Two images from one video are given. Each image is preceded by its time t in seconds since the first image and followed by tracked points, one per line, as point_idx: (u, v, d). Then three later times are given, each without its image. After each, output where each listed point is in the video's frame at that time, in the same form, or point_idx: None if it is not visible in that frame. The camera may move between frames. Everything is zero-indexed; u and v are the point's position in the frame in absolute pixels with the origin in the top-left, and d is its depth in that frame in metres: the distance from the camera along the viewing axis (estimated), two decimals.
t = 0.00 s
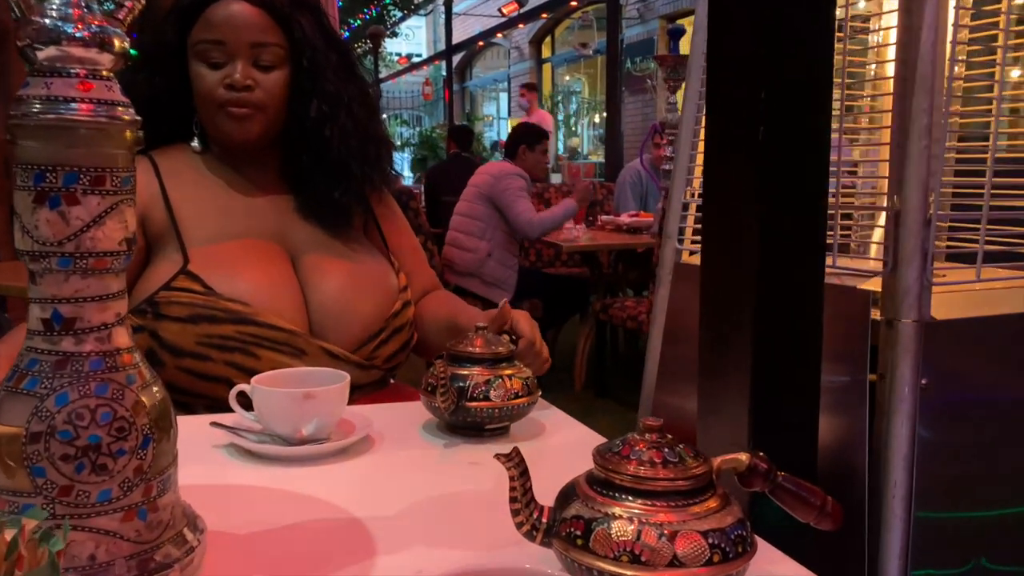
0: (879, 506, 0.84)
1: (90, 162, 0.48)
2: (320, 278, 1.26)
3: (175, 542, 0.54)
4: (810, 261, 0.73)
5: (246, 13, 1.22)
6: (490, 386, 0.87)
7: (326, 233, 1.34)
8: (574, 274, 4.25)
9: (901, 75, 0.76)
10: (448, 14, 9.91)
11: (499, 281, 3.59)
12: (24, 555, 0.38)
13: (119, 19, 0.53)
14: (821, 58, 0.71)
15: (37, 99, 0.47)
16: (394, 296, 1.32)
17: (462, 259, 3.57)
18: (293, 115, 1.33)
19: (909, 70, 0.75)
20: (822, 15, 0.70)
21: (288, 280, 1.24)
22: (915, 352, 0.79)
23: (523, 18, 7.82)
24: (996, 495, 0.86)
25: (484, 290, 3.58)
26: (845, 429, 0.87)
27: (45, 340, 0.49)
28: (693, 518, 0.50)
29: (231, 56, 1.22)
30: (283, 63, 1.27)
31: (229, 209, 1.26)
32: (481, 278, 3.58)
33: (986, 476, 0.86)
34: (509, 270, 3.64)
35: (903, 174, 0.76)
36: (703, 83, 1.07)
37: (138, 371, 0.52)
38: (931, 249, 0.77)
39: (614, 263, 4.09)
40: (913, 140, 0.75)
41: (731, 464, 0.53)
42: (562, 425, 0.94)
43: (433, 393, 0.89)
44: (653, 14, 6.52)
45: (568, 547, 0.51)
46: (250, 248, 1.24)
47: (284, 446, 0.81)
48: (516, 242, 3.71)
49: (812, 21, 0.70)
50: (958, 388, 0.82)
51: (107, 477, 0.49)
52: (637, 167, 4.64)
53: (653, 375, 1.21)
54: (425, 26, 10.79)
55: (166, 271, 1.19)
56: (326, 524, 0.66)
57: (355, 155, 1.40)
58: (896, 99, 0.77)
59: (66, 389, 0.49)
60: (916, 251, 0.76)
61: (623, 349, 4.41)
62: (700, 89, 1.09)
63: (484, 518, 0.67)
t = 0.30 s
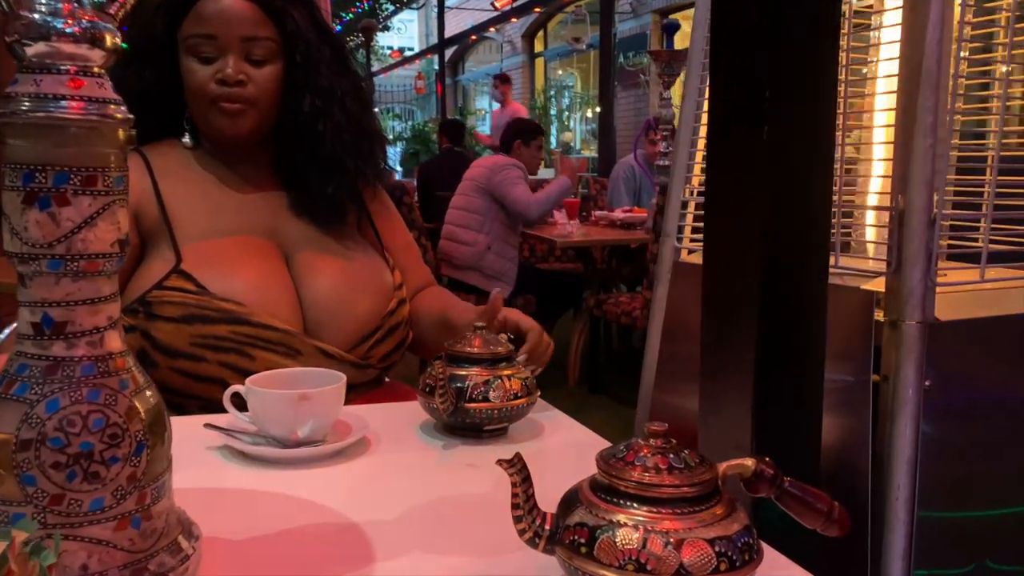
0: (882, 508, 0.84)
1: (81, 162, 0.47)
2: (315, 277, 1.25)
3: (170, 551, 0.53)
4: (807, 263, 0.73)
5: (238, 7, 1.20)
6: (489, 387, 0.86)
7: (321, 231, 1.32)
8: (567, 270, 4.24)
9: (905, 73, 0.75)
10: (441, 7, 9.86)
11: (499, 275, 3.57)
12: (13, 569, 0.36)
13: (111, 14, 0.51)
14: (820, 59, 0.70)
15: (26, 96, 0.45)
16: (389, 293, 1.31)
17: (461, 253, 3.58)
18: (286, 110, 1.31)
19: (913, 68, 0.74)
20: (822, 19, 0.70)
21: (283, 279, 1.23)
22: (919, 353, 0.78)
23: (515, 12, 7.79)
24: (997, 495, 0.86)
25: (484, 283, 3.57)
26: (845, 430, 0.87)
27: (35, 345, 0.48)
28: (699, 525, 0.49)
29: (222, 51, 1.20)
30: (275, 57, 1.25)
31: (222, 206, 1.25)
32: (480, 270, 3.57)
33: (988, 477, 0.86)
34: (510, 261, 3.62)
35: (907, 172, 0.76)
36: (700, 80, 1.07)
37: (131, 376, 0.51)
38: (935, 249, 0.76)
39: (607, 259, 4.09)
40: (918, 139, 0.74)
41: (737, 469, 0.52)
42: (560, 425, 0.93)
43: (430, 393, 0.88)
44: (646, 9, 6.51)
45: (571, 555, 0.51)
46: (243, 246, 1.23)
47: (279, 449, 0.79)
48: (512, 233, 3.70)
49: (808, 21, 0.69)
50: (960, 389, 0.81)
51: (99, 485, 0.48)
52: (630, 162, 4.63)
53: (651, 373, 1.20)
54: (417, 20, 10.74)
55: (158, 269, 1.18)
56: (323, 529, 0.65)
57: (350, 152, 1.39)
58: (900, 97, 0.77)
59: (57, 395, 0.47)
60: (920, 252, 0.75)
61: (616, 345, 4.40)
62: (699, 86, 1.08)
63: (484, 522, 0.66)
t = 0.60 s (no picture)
0: (889, 509, 0.83)
1: (78, 162, 0.45)
2: (314, 276, 1.23)
3: (170, 560, 0.52)
4: (822, 264, 0.72)
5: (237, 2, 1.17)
6: (492, 388, 0.85)
7: (320, 229, 1.31)
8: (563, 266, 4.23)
9: (914, 71, 0.75)
10: (435, 2, 9.82)
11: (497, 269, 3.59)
12: None
13: (108, 10, 0.49)
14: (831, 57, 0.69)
15: (21, 95, 0.44)
16: (389, 293, 1.29)
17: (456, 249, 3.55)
18: (285, 106, 1.29)
19: (923, 66, 0.74)
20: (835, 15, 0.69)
21: (282, 278, 1.22)
22: (928, 356, 0.78)
23: (509, 7, 7.76)
24: (1002, 496, 0.86)
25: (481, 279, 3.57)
26: (850, 432, 0.86)
27: (31, 350, 0.47)
28: (711, 534, 0.48)
29: (220, 46, 1.17)
30: (276, 52, 1.23)
31: (219, 204, 1.23)
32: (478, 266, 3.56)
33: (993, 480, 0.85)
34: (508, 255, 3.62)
35: (917, 172, 0.75)
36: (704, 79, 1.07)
37: (130, 381, 0.49)
38: (943, 250, 0.75)
39: (603, 255, 4.08)
40: (929, 138, 0.73)
41: (749, 476, 0.52)
42: (562, 426, 0.92)
43: (432, 395, 0.87)
44: (641, 4, 6.49)
45: (581, 563, 0.50)
46: (242, 245, 1.21)
47: (279, 452, 0.78)
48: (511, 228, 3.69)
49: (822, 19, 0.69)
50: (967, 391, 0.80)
51: (98, 494, 0.47)
52: (626, 158, 4.62)
53: (653, 372, 1.20)
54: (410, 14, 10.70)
55: (157, 268, 1.16)
56: (324, 535, 0.63)
57: (349, 149, 1.38)
58: (909, 95, 0.76)
59: (54, 402, 0.46)
60: (930, 253, 0.75)
61: (612, 341, 4.40)
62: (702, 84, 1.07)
63: (488, 527, 0.65)
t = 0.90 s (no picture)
0: (894, 513, 0.83)
1: (77, 165, 0.44)
2: (313, 278, 1.22)
3: (171, 570, 0.51)
4: (832, 268, 0.71)
5: None
6: (494, 392, 0.84)
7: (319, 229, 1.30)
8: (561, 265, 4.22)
9: (923, 72, 0.74)
10: None
11: (495, 268, 3.60)
12: None
13: (108, 9, 0.48)
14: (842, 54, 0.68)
15: (19, 96, 0.43)
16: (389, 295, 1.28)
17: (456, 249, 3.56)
18: (288, 106, 1.29)
19: (932, 67, 0.73)
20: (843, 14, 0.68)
21: (281, 280, 1.21)
22: (936, 360, 0.77)
23: (506, 5, 7.74)
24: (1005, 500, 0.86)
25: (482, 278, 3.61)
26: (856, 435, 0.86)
27: (29, 357, 0.46)
28: (721, 543, 0.47)
29: (222, 45, 1.17)
30: (278, 51, 1.22)
31: (219, 205, 1.22)
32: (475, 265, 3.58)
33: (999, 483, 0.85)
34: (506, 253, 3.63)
35: (925, 174, 0.74)
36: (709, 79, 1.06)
37: (130, 388, 0.49)
38: (953, 253, 0.75)
39: (600, 254, 4.08)
40: (937, 139, 0.73)
41: (759, 483, 0.51)
42: (565, 429, 0.92)
43: (434, 398, 0.86)
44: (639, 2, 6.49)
45: (589, 573, 0.49)
46: (242, 247, 1.20)
47: (280, 456, 0.77)
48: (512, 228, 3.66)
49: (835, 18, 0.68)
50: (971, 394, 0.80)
51: (97, 504, 0.46)
52: (624, 157, 4.62)
53: (654, 374, 1.19)
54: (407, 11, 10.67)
55: (154, 270, 1.16)
56: (326, 543, 0.63)
57: (354, 151, 1.37)
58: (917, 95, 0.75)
59: (53, 409, 0.45)
60: (939, 256, 0.74)
61: (609, 341, 4.40)
62: (706, 85, 1.07)
63: (492, 534, 0.65)
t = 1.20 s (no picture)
0: (898, 522, 0.82)
1: (69, 175, 0.43)
2: (304, 287, 1.20)
3: None
4: (842, 279, 0.69)
5: None
6: (494, 400, 0.83)
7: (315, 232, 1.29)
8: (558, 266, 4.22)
9: (931, 76, 0.73)
10: None
11: (493, 268, 3.54)
12: None
13: (100, 13, 0.47)
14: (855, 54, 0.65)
15: (8, 104, 0.41)
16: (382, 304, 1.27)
17: (452, 249, 3.55)
18: (294, 110, 1.32)
19: (942, 72, 0.72)
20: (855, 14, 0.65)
21: (272, 286, 1.19)
22: (942, 370, 0.77)
23: (503, 3, 7.72)
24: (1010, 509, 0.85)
25: (478, 278, 3.55)
26: (859, 444, 0.85)
27: (19, 373, 0.44)
28: (730, 563, 0.46)
29: (230, 45, 1.16)
30: (283, 55, 1.22)
31: (209, 209, 1.20)
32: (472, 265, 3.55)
33: (1002, 491, 0.85)
34: (502, 253, 3.56)
35: (933, 180, 0.73)
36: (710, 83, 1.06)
37: (123, 404, 0.47)
38: (961, 262, 0.74)
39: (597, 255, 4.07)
40: (946, 145, 0.72)
41: (768, 500, 0.50)
42: (566, 437, 0.91)
43: (433, 406, 0.85)
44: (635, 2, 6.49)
45: None
46: (231, 253, 1.18)
47: (277, 467, 0.76)
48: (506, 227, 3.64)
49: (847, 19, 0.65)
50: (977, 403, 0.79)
51: (89, 523, 0.45)
52: (620, 157, 4.61)
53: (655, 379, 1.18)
54: (402, 10, 10.64)
55: (142, 276, 1.13)
56: (325, 557, 0.61)
57: (360, 159, 1.39)
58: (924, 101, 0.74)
59: (43, 427, 0.44)
60: (948, 265, 0.73)
61: (606, 341, 4.39)
62: (708, 87, 1.07)
63: (494, 547, 0.63)
